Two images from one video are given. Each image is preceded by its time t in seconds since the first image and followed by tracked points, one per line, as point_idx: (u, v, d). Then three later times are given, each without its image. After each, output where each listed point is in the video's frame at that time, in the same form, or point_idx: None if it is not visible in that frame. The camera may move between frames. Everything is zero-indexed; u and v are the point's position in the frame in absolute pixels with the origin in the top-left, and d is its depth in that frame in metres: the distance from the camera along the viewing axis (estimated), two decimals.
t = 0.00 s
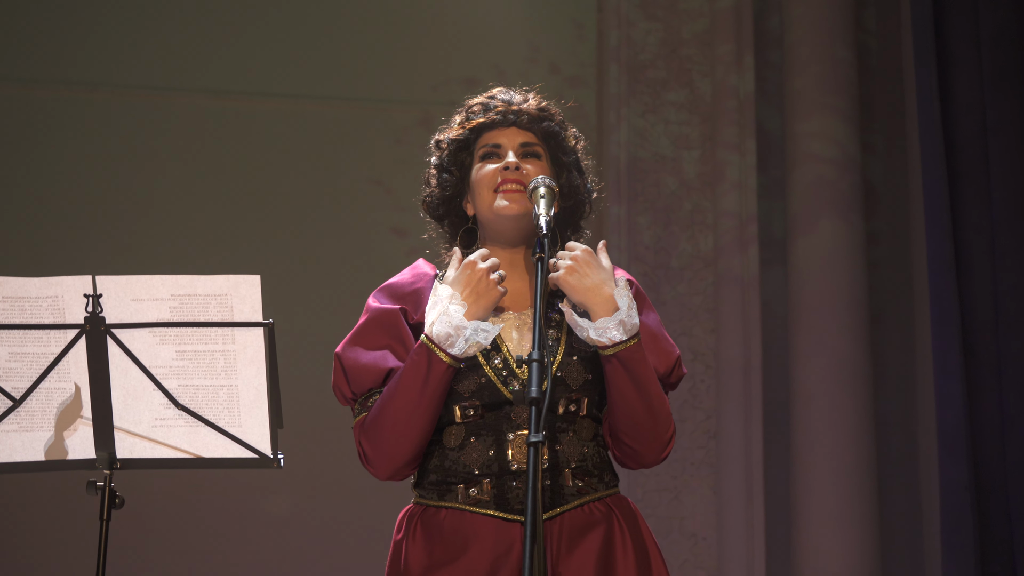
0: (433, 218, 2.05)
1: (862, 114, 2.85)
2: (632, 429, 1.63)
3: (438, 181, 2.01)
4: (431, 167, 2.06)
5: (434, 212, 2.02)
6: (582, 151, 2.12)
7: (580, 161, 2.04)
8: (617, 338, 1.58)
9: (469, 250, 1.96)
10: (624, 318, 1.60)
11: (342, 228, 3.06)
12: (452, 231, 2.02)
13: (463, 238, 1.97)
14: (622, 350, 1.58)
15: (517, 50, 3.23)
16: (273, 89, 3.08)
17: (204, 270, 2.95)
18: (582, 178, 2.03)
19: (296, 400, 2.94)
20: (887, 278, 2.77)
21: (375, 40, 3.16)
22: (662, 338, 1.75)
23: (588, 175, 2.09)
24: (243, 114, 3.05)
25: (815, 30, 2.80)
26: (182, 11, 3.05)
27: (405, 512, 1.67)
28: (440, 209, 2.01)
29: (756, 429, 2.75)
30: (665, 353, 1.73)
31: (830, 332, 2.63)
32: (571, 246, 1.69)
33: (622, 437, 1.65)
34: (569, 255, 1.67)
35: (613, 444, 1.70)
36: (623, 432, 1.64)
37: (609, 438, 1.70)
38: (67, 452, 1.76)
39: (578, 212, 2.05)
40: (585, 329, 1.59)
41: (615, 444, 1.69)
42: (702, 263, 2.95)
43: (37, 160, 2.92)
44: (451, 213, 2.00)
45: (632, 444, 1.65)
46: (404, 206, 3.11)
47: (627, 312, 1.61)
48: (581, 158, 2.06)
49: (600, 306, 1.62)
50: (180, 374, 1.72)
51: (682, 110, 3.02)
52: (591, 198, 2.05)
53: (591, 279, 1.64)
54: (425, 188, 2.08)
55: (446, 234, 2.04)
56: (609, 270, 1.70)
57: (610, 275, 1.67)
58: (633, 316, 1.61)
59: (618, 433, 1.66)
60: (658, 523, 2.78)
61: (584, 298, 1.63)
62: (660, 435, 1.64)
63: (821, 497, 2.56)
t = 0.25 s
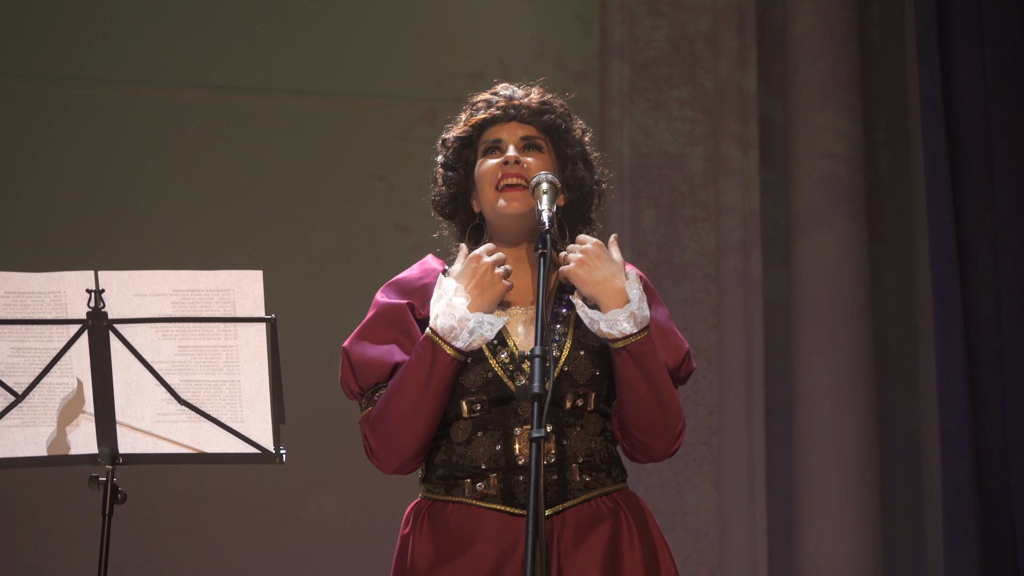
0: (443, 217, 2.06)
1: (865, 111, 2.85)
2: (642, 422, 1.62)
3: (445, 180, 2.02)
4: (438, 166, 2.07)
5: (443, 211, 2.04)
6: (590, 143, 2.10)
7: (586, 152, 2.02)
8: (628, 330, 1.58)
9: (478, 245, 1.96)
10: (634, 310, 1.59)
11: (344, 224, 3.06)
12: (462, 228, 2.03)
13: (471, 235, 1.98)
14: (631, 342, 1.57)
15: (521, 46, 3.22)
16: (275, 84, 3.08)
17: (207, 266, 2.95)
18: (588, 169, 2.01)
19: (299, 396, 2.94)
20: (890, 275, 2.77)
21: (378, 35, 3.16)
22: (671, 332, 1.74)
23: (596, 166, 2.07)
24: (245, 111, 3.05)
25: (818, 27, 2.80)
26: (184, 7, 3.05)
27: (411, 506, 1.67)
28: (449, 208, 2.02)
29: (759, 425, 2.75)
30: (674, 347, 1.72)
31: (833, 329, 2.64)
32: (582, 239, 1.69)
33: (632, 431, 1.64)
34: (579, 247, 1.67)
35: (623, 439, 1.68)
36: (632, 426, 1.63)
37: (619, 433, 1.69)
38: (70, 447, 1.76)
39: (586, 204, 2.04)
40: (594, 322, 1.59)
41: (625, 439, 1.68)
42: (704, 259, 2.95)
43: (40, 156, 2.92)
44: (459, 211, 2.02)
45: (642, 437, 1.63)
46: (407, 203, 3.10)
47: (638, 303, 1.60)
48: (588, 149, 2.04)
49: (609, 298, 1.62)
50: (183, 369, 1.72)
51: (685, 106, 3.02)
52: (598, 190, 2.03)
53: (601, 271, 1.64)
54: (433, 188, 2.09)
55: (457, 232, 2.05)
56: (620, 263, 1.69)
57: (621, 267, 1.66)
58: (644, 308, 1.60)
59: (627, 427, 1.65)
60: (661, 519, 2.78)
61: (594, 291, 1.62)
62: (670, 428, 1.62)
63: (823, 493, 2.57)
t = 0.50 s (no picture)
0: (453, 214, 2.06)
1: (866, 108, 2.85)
2: (652, 416, 1.62)
3: (454, 177, 2.03)
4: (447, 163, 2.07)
5: (453, 208, 2.04)
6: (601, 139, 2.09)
7: (596, 148, 2.02)
8: (636, 323, 1.58)
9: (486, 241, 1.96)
10: (642, 300, 1.59)
11: (345, 221, 3.05)
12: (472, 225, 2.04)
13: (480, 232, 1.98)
14: (640, 334, 1.57)
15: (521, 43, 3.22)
16: (276, 81, 3.07)
17: (208, 263, 2.95)
18: (599, 166, 2.00)
19: (300, 393, 2.94)
20: (892, 271, 2.77)
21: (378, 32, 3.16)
22: (682, 327, 1.73)
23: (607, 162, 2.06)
24: (245, 108, 3.05)
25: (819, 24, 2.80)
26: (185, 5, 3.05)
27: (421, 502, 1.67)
28: (459, 205, 2.03)
29: (761, 421, 2.75)
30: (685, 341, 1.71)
31: (835, 325, 2.64)
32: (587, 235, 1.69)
33: (643, 426, 1.64)
34: (586, 243, 1.68)
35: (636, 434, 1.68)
36: (642, 420, 1.63)
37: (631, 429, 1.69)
38: (71, 445, 1.75)
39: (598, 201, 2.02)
40: (602, 314, 1.60)
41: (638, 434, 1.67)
42: (706, 256, 2.95)
43: (40, 153, 2.92)
44: (469, 208, 2.02)
45: (653, 432, 1.63)
46: (408, 199, 3.10)
47: (645, 294, 1.61)
48: (599, 145, 2.03)
49: (616, 290, 1.62)
50: (184, 366, 1.72)
51: (686, 103, 3.02)
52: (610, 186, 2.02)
53: (607, 265, 1.64)
54: (443, 184, 2.10)
55: (467, 230, 2.06)
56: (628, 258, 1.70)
57: (628, 261, 1.67)
58: (651, 299, 1.60)
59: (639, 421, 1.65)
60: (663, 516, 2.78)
61: (602, 285, 1.63)
62: (681, 422, 1.62)
63: (824, 489, 2.57)
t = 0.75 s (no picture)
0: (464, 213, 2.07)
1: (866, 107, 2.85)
2: (664, 414, 1.63)
3: (464, 177, 2.03)
4: (457, 163, 2.08)
5: (463, 207, 2.05)
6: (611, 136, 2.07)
7: (606, 145, 2.00)
8: (644, 319, 1.58)
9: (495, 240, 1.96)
10: (649, 296, 1.59)
11: (345, 220, 3.05)
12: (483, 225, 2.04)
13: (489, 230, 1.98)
14: (648, 331, 1.58)
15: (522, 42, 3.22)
16: (276, 80, 3.08)
17: (208, 262, 2.95)
18: (608, 163, 1.99)
19: (300, 392, 2.94)
20: (892, 270, 2.77)
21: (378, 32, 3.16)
22: (691, 324, 1.73)
23: (617, 160, 2.04)
24: (245, 107, 3.05)
25: (819, 23, 2.80)
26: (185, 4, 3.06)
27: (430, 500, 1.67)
28: (469, 205, 2.04)
29: (762, 420, 2.74)
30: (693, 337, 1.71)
31: (836, 323, 2.64)
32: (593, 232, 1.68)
33: (655, 424, 1.65)
34: (591, 242, 1.67)
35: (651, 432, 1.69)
36: (655, 419, 1.64)
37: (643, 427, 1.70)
38: (71, 443, 1.74)
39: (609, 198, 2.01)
40: (610, 311, 1.60)
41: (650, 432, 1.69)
42: (706, 254, 2.94)
43: (41, 153, 2.92)
44: (479, 208, 2.03)
45: (665, 430, 1.64)
46: (408, 199, 3.10)
47: (652, 291, 1.61)
48: (608, 142, 2.02)
49: (623, 287, 1.62)
50: (185, 365, 1.71)
51: (686, 101, 3.02)
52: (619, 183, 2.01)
53: (613, 262, 1.64)
54: (454, 184, 2.10)
55: (478, 229, 2.06)
56: (634, 255, 1.69)
57: (634, 257, 1.66)
58: (658, 295, 1.60)
59: (651, 420, 1.66)
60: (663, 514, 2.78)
61: (609, 282, 1.62)
62: (693, 418, 1.63)
63: (825, 488, 2.57)
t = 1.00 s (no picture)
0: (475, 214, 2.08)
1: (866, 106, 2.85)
2: (682, 409, 1.63)
3: (474, 177, 2.05)
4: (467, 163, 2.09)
5: (475, 208, 2.07)
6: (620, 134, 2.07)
7: (614, 144, 2.00)
8: (655, 312, 1.59)
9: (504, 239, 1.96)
10: (657, 287, 1.60)
11: (344, 219, 3.05)
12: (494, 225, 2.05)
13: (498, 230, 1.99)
14: (658, 322, 1.58)
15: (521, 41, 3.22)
16: (276, 78, 3.08)
17: (207, 260, 2.95)
18: (616, 162, 1.98)
19: (300, 390, 2.94)
20: (892, 269, 2.77)
21: (378, 30, 3.16)
22: (703, 318, 1.73)
23: (626, 157, 2.03)
24: (245, 105, 3.05)
25: (818, 21, 2.81)
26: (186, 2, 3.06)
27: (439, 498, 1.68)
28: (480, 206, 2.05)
29: (762, 419, 2.74)
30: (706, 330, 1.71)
31: (836, 322, 2.64)
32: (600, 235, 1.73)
33: (674, 419, 1.66)
34: (597, 243, 1.72)
35: (670, 428, 1.69)
36: (673, 414, 1.65)
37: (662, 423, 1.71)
38: (71, 441, 1.74)
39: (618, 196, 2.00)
40: (619, 306, 1.61)
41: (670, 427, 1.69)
42: (706, 253, 2.94)
43: (40, 151, 2.92)
44: (490, 208, 2.04)
45: (684, 424, 1.65)
46: (407, 197, 3.09)
47: (660, 282, 1.62)
48: (617, 141, 2.01)
49: (629, 282, 1.65)
50: (184, 363, 1.71)
51: (686, 99, 3.02)
52: (628, 182, 2.00)
53: (620, 259, 1.67)
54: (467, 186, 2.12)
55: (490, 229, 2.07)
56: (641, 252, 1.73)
57: (641, 253, 1.70)
58: (667, 285, 1.61)
59: (669, 415, 1.67)
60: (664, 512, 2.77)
61: (616, 278, 1.65)
62: (711, 412, 1.63)
63: (826, 486, 2.57)
